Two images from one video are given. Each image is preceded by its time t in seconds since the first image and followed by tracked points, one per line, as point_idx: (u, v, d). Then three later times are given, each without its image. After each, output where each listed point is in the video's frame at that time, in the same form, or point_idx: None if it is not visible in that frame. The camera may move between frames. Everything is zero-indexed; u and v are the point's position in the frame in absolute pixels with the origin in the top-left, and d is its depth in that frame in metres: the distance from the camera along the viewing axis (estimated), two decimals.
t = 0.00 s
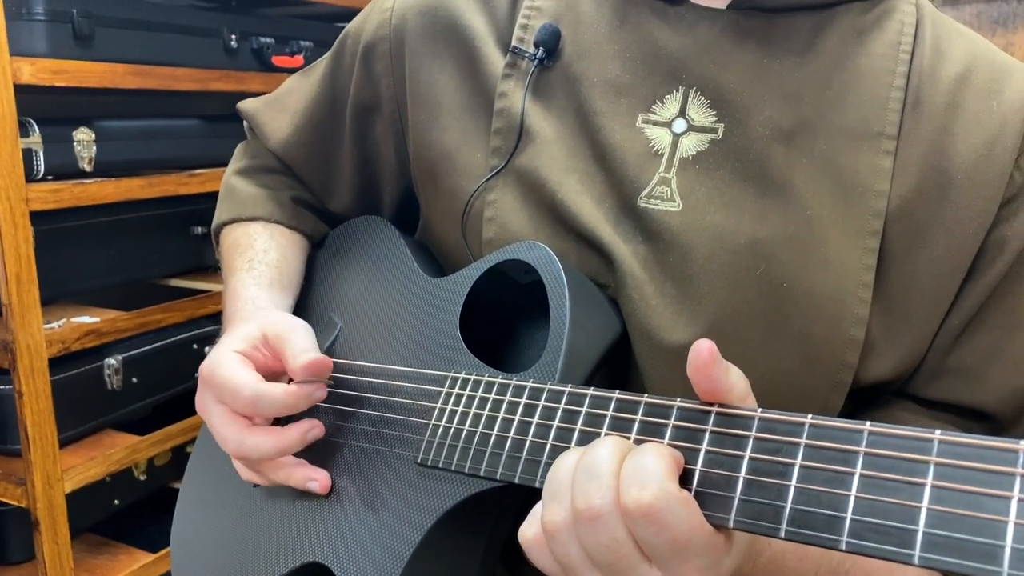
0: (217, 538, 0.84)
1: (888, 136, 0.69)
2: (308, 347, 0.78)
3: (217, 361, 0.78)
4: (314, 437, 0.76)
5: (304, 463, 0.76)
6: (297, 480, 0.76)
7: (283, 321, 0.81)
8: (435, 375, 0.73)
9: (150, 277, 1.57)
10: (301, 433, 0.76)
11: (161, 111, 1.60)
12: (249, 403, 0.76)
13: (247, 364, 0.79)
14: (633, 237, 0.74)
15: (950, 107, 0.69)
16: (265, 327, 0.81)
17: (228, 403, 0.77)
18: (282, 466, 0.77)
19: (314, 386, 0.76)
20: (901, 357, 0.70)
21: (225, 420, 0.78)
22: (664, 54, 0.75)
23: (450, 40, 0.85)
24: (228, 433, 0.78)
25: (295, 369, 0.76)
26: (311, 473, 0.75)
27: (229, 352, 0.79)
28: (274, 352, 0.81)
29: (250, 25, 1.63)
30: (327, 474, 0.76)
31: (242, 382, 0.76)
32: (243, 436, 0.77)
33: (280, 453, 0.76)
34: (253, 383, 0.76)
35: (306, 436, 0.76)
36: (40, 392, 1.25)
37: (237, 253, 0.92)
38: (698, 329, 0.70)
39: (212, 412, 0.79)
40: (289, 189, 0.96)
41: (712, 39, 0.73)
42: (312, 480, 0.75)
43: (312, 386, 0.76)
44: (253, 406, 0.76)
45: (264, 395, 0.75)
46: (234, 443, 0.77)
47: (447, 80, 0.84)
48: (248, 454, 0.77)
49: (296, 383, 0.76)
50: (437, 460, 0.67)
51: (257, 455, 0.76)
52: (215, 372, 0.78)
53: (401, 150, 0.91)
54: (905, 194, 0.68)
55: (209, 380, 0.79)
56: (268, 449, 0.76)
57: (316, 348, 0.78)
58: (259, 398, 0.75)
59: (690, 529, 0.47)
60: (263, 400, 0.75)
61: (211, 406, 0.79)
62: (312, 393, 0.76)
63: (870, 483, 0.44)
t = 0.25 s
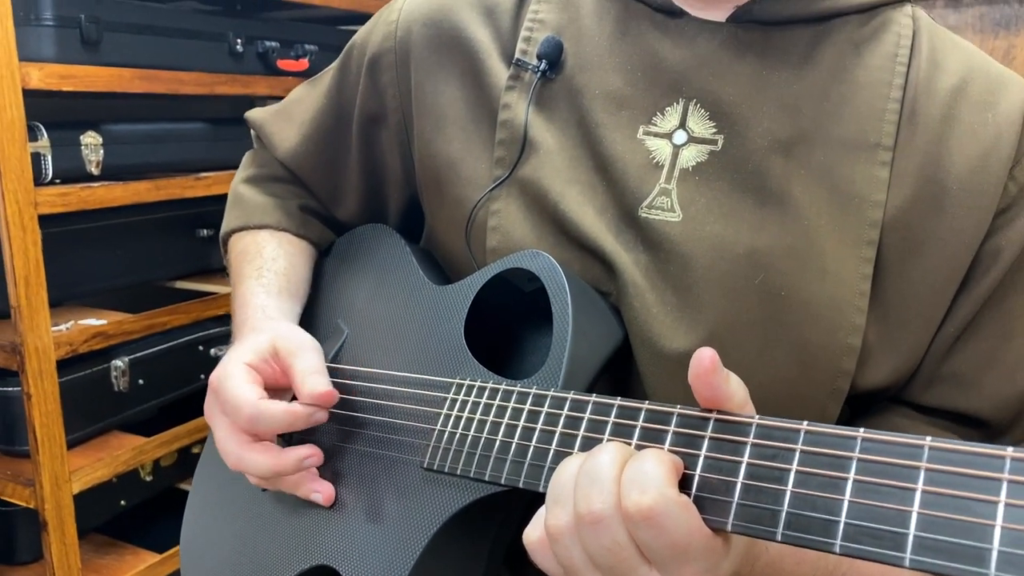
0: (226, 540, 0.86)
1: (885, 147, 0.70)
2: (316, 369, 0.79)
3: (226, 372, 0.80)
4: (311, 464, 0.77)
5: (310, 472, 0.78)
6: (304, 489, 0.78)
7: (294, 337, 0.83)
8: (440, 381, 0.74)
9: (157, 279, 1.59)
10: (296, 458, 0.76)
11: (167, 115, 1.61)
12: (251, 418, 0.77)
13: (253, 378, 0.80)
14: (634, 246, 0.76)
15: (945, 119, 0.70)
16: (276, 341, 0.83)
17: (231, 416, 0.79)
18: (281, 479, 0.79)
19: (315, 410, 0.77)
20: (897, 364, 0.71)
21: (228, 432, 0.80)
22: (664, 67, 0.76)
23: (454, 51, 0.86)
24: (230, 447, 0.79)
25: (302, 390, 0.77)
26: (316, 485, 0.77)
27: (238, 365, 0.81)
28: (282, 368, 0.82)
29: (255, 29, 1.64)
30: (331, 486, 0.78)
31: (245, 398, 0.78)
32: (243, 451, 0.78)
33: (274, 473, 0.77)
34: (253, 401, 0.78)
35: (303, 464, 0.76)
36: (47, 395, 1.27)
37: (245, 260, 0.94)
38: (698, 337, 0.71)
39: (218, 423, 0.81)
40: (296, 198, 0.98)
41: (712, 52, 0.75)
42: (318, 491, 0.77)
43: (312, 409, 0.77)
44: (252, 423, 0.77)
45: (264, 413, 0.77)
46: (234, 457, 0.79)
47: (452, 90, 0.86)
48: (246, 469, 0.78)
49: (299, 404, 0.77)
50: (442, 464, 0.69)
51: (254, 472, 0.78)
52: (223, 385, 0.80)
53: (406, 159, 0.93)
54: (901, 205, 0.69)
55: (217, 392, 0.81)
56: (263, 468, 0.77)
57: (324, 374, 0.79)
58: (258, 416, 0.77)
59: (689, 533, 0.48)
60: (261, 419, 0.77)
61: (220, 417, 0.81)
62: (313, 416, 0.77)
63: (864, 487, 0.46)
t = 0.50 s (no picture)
0: (238, 546, 0.88)
1: (879, 165, 0.72)
2: (331, 366, 0.81)
3: (245, 381, 0.82)
4: (335, 461, 0.80)
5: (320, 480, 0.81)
6: (311, 498, 0.79)
7: (306, 342, 0.85)
8: (447, 393, 0.77)
9: (167, 282, 1.61)
10: (322, 457, 0.79)
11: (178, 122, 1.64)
12: (279, 421, 0.80)
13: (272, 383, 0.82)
14: (635, 262, 0.78)
15: (938, 137, 0.72)
16: (289, 348, 0.85)
17: (258, 420, 0.81)
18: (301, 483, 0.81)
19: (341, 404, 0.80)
20: (891, 378, 0.73)
21: (252, 437, 0.82)
22: (664, 88, 0.78)
23: (460, 69, 0.88)
24: (257, 450, 0.81)
25: (321, 388, 0.79)
26: (325, 495, 0.79)
27: (254, 373, 0.83)
28: (297, 373, 0.84)
29: (264, 36, 1.67)
30: (338, 495, 0.80)
31: (272, 400, 0.80)
32: (269, 456, 0.80)
33: (302, 472, 0.79)
34: (282, 400, 0.80)
35: (328, 460, 0.79)
36: (59, 399, 1.30)
37: (257, 272, 0.96)
38: (697, 352, 0.73)
39: (240, 430, 0.83)
40: (306, 211, 1.00)
41: (710, 73, 0.77)
42: (325, 501, 0.79)
43: (339, 405, 0.80)
44: (284, 421, 0.80)
45: (294, 411, 0.79)
46: (262, 461, 0.81)
47: (458, 107, 0.88)
48: (272, 471, 0.80)
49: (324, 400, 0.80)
50: (449, 475, 0.71)
51: (280, 474, 0.80)
52: (244, 392, 0.82)
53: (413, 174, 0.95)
54: (895, 222, 0.71)
55: (237, 400, 0.83)
56: (291, 468, 0.79)
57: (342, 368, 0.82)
58: (290, 414, 0.79)
59: (686, 549, 0.50)
60: (292, 416, 0.79)
61: (240, 424, 0.83)
62: (339, 411, 0.80)
63: (851, 504, 0.48)
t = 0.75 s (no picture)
0: (250, 549, 0.91)
1: (874, 179, 0.74)
2: (336, 389, 0.84)
3: (253, 394, 0.85)
4: (338, 473, 0.82)
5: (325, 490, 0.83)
6: (319, 506, 0.82)
7: (316, 361, 0.88)
8: (452, 402, 0.79)
9: (179, 284, 1.64)
10: (322, 472, 0.81)
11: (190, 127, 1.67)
12: (279, 437, 0.82)
13: (278, 397, 0.85)
14: (636, 274, 0.80)
15: (932, 152, 0.74)
16: (298, 364, 0.87)
17: (258, 435, 0.84)
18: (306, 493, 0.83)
19: (340, 426, 0.82)
20: (885, 388, 0.75)
21: (258, 449, 0.84)
22: (664, 105, 0.80)
23: (466, 83, 0.90)
24: (260, 461, 0.84)
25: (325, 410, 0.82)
26: (333, 503, 0.82)
27: (262, 385, 0.86)
28: (303, 389, 0.86)
29: (275, 41, 1.70)
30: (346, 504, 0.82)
31: (274, 415, 0.82)
32: (273, 466, 0.82)
33: (304, 484, 0.81)
34: (281, 418, 0.82)
35: (331, 473, 0.81)
36: (73, 400, 1.32)
37: (267, 282, 0.99)
38: (695, 362, 0.75)
39: (247, 439, 0.85)
40: (316, 222, 1.03)
41: (709, 90, 0.79)
42: (334, 509, 0.82)
43: (338, 425, 0.82)
44: (283, 439, 0.82)
45: (294, 429, 0.81)
46: (265, 471, 0.83)
47: (463, 120, 0.90)
48: (275, 482, 0.83)
49: (323, 422, 0.82)
50: (455, 482, 0.74)
51: (282, 485, 0.82)
52: (251, 404, 0.84)
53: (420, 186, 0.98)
54: (890, 236, 0.73)
55: (244, 411, 0.85)
56: (291, 481, 0.81)
57: (346, 392, 0.84)
58: (288, 432, 0.81)
59: (674, 556, 0.53)
60: (292, 435, 0.81)
61: (247, 434, 0.86)
62: (337, 432, 0.82)
63: (840, 513, 0.50)
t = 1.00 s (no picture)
0: (261, 545, 0.94)
1: (867, 189, 0.76)
2: (359, 372, 0.86)
3: (275, 389, 0.87)
4: (362, 465, 0.84)
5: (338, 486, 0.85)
6: (333, 502, 0.85)
7: (331, 351, 0.89)
8: (457, 404, 0.82)
9: (192, 285, 1.67)
10: (350, 458, 0.84)
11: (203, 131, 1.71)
12: (312, 421, 0.85)
13: (302, 391, 0.87)
14: (635, 281, 0.83)
15: (924, 161, 0.76)
16: (315, 358, 0.90)
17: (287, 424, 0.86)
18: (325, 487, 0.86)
19: (373, 406, 0.84)
20: (877, 392, 0.77)
21: (284, 442, 0.87)
22: (663, 117, 0.83)
23: (471, 93, 0.93)
24: (287, 455, 0.86)
25: (355, 392, 0.84)
26: (346, 498, 0.84)
27: (283, 381, 0.88)
28: (325, 382, 0.89)
29: (286, 46, 1.73)
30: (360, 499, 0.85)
31: (307, 403, 0.85)
32: (298, 460, 0.86)
33: (330, 475, 0.84)
34: (316, 402, 0.85)
35: (354, 464, 0.84)
36: (88, 398, 1.35)
37: (278, 287, 1.01)
38: (691, 367, 0.77)
39: (271, 435, 0.88)
40: (326, 227, 1.06)
41: (707, 101, 0.81)
42: (347, 503, 0.84)
43: (371, 406, 0.84)
44: (318, 423, 0.85)
45: (328, 412, 0.84)
46: (292, 464, 0.86)
47: (469, 129, 0.93)
48: (303, 473, 0.85)
49: (355, 404, 0.85)
50: (459, 481, 0.76)
51: (310, 476, 0.85)
52: (275, 400, 0.87)
53: (427, 194, 1.00)
54: (882, 244, 0.75)
55: (268, 407, 0.88)
56: (321, 470, 0.84)
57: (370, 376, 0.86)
58: (325, 415, 0.84)
59: (669, 557, 0.55)
60: (327, 417, 0.84)
61: (271, 429, 0.88)
62: (371, 412, 0.84)
63: (824, 511, 0.52)
